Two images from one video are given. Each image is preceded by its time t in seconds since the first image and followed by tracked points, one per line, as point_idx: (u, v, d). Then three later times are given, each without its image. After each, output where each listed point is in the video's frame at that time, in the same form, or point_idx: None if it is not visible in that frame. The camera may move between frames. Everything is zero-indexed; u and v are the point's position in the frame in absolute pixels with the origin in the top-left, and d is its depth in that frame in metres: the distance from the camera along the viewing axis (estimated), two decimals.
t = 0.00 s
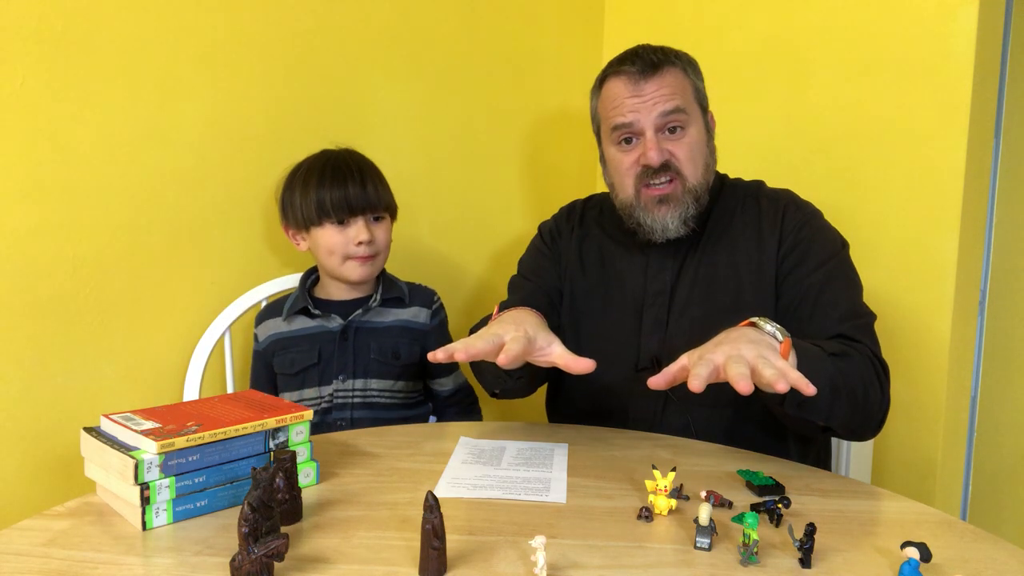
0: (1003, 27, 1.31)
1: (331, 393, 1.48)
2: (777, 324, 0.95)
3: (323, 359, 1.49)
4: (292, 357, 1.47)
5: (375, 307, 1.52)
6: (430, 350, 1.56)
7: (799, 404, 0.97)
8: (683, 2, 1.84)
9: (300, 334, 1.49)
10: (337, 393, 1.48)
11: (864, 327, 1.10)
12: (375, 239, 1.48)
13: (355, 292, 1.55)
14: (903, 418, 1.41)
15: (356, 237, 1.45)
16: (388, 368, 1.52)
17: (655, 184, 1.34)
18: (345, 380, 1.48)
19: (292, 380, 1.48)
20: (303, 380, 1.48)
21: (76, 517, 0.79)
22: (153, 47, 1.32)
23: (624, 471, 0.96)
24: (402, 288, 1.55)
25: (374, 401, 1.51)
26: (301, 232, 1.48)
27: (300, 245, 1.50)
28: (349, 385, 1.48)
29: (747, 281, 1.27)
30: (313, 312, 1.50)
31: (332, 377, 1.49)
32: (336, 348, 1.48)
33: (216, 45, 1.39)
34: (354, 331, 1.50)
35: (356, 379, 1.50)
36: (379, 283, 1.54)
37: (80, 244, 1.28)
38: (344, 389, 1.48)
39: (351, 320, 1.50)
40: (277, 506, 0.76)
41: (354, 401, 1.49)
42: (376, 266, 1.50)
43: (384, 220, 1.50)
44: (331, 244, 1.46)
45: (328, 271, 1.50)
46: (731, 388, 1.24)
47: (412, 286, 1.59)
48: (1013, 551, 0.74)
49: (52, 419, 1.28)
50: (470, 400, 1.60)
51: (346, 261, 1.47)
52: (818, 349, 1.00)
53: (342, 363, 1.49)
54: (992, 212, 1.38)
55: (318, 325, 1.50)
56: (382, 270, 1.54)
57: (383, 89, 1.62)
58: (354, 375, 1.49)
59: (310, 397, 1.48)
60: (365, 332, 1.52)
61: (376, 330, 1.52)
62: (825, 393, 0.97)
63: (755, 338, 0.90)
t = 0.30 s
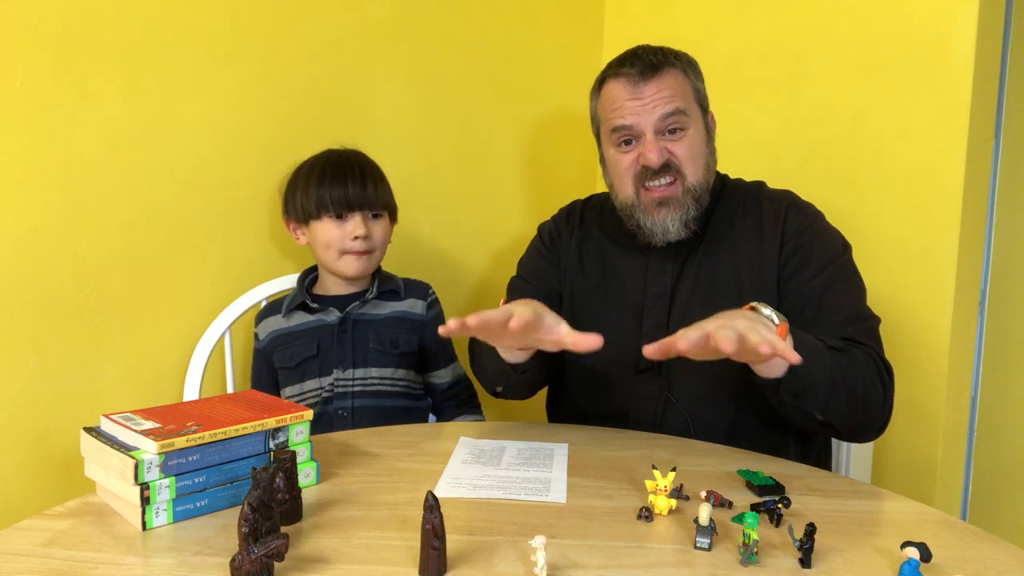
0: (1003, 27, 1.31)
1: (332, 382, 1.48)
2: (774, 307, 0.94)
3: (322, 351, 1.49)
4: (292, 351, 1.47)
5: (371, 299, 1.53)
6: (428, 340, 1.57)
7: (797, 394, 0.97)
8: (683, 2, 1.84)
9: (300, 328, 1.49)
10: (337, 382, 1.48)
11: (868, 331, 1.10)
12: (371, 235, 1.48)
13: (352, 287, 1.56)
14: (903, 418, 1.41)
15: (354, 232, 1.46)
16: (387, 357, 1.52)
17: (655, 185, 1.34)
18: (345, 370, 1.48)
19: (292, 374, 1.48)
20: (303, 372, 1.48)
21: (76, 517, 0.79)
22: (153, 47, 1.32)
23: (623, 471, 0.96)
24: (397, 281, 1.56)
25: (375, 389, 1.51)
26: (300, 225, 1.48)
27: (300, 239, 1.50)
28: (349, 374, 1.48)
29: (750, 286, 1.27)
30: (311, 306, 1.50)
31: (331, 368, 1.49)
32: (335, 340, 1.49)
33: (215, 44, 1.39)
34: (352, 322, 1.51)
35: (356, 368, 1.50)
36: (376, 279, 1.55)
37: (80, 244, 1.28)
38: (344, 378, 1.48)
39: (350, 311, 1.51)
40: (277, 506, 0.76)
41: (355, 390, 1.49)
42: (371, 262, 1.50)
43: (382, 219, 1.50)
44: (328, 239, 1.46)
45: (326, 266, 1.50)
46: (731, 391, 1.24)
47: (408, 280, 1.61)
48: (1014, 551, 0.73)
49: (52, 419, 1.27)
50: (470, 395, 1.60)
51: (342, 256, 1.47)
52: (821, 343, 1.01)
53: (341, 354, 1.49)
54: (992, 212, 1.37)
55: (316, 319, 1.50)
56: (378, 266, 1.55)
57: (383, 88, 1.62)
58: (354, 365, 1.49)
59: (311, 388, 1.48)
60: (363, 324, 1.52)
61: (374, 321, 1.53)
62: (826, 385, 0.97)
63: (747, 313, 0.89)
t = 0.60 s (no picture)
0: (1003, 28, 1.31)
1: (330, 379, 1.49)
2: (775, 334, 0.95)
3: (321, 348, 1.49)
4: (292, 347, 1.47)
5: (371, 298, 1.53)
6: (426, 339, 1.58)
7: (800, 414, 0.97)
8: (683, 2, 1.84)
9: (299, 326, 1.49)
10: (336, 378, 1.48)
11: (869, 336, 1.10)
12: (373, 232, 1.48)
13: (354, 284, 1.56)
14: (903, 418, 1.41)
15: (356, 227, 1.46)
16: (386, 354, 1.52)
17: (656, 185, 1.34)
18: (343, 366, 1.48)
19: (291, 370, 1.48)
20: (303, 368, 1.48)
21: (76, 517, 0.79)
22: (153, 47, 1.32)
23: (622, 470, 0.96)
24: (397, 280, 1.56)
25: (374, 386, 1.51)
26: (305, 220, 1.48)
27: (303, 234, 1.50)
28: (347, 371, 1.49)
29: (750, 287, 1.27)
30: (310, 302, 1.50)
31: (330, 365, 1.49)
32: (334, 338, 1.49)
33: (215, 44, 1.39)
34: (351, 320, 1.51)
35: (354, 365, 1.50)
36: (376, 277, 1.56)
37: (80, 244, 1.28)
38: (343, 374, 1.48)
39: (348, 309, 1.51)
40: (277, 506, 0.76)
41: (353, 386, 1.49)
42: (374, 259, 1.50)
43: (387, 218, 1.51)
44: (332, 234, 1.46)
45: (328, 262, 1.50)
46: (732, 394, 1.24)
47: (407, 280, 1.61)
48: (1014, 551, 0.73)
49: (52, 419, 1.27)
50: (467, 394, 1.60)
51: (345, 250, 1.47)
52: (822, 360, 1.00)
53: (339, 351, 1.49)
54: (992, 212, 1.37)
55: (316, 316, 1.50)
56: (380, 264, 1.55)
57: (383, 88, 1.62)
58: (353, 362, 1.49)
59: (310, 384, 1.48)
60: (362, 322, 1.52)
61: (373, 319, 1.53)
62: (826, 407, 0.97)
63: (750, 349, 0.90)
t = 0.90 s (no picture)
0: (1003, 27, 1.31)
1: (329, 376, 1.49)
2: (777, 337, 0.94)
3: (320, 344, 1.49)
4: (291, 344, 1.47)
5: (369, 296, 1.53)
6: (425, 337, 1.58)
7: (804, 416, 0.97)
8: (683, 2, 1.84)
9: (299, 323, 1.49)
10: (334, 374, 1.48)
11: (870, 337, 1.10)
12: (371, 231, 1.48)
13: (352, 285, 1.56)
14: (903, 418, 1.41)
15: (353, 227, 1.46)
16: (385, 351, 1.52)
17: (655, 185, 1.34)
18: (342, 364, 1.48)
19: (291, 368, 1.48)
20: (303, 365, 1.48)
21: (76, 517, 0.79)
22: (153, 46, 1.32)
23: (622, 470, 0.96)
24: (395, 279, 1.56)
25: (372, 383, 1.51)
26: (304, 221, 1.48)
27: (302, 235, 1.50)
28: (346, 368, 1.49)
29: (751, 287, 1.27)
30: (309, 301, 1.50)
31: (329, 362, 1.49)
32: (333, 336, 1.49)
33: (214, 44, 1.39)
34: (350, 317, 1.51)
35: (353, 362, 1.50)
36: (375, 276, 1.55)
37: (80, 244, 1.28)
38: (341, 370, 1.48)
39: (347, 307, 1.51)
40: (277, 506, 0.76)
41: (352, 384, 1.49)
42: (372, 258, 1.50)
43: (384, 219, 1.51)
44: (329, 235, 1.46)
45: (326, 263, 1.50)
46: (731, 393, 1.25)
47: (405, 279, 1.61)
48: (1014, 551, 0.73)
49: (52, 419, 1.27)
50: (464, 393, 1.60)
51: (342, 250, 1.47)
52: (822, 362, 1.00)
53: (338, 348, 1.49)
54: (992, 212, 1.37)
55: (315, 313, 1.50)
56: (378, 264, 1.55)
57: (383, 88, 1.62)
58: (351, 360, 1.49)
59: (309, 380, 1.48)
60: (361, 320, 1.52)
61: (372, 317, 1.53)
62: (827, 408, 0.97)
63: (750, 353, 0.89)
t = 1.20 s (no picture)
0: (1003, 27, 1.31)
1: (330, 372, 1.49)
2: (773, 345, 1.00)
3: (321, 341, 1.49)
4: (292, 340, 1.48)
5: (369, 294, 1.54)
6: (425, 336, 1.58)
7: (807, 403, 0.97)
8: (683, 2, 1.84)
9: (300, 321, 1.49)
10: (335, 370, 1.48)
11: (873, 336, 1.10)
12: (365, 232, 1.49)
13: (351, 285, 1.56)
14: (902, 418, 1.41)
15: (348, 228, 1.47)
16: (385, 348, 1.52)
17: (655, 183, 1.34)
18: (343, 359, 1.49)
19: (292, 364, 1.48)
20: (303, 361, 1.48)
21: (76, 517, 0.79)
22: (153, 47, 1.32)
23: (622, 470, 0.96)
24: (395, 278, 1.57)
25: (372, 379, 1.51)
26: (301, 224, 1.49)
27: (300, 237, 1.51)
28: (346, 364, 1.49)
29: (753, 287, 1.27)
30: (311, 299, 1.50)
31: (330, 358, 1.49)
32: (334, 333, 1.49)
33: (215, 44, 1.39)
34: (351, 315, 1.51)
35: (354, 358, 1.50)
36: (374, 275, 1.56)
37: (80, 244, 1.28)
38: (342, 366, 1.48)
39: (348, 305, 1.51)
40: (277, 506, 0.76)
41: (352, 380, 1.49)
42: (368, 258, 1.51)
43: (378, 217, 1.51)
44: (325, 236, 1.47)
45: (324, 264, 1.51)
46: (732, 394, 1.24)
47: (404, 279, 1.61)
48: (1014, 552, 0.73)
49: (53, 419, 1.27)
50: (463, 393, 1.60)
51: (339, 252, 1.48)
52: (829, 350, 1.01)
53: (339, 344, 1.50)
54: (992, 212, 1.37)
55: (315, 311, 1.50)
56: (376, 263, 1.56)
57: (383, 88, 1.62)
58: (352, 357, 1.50)
59: (310, 376, 1.48)
60: (362, 318, 1.52)
61: (373, 315, 1.53)
62: (832, 396, 0.98)
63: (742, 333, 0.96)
